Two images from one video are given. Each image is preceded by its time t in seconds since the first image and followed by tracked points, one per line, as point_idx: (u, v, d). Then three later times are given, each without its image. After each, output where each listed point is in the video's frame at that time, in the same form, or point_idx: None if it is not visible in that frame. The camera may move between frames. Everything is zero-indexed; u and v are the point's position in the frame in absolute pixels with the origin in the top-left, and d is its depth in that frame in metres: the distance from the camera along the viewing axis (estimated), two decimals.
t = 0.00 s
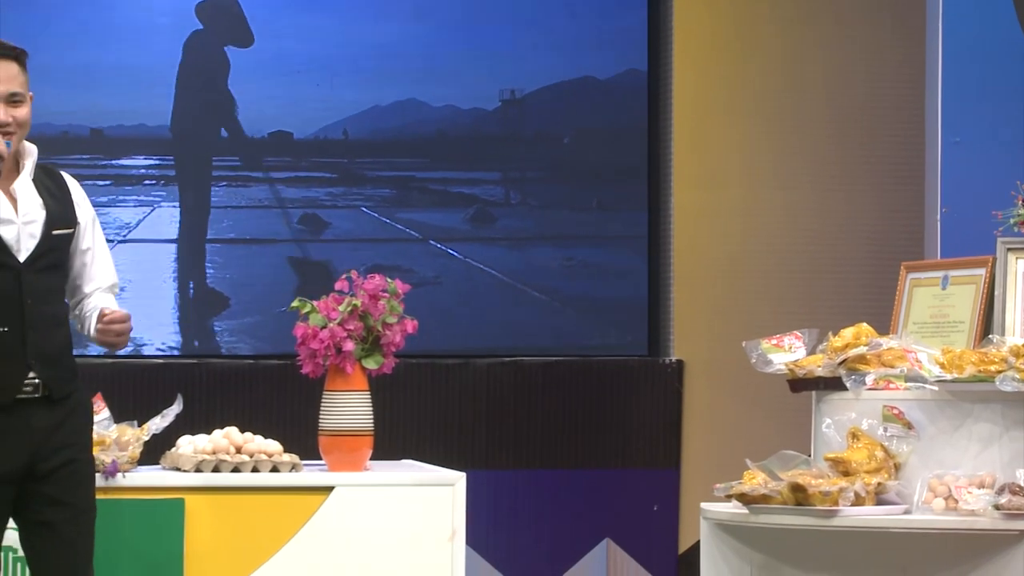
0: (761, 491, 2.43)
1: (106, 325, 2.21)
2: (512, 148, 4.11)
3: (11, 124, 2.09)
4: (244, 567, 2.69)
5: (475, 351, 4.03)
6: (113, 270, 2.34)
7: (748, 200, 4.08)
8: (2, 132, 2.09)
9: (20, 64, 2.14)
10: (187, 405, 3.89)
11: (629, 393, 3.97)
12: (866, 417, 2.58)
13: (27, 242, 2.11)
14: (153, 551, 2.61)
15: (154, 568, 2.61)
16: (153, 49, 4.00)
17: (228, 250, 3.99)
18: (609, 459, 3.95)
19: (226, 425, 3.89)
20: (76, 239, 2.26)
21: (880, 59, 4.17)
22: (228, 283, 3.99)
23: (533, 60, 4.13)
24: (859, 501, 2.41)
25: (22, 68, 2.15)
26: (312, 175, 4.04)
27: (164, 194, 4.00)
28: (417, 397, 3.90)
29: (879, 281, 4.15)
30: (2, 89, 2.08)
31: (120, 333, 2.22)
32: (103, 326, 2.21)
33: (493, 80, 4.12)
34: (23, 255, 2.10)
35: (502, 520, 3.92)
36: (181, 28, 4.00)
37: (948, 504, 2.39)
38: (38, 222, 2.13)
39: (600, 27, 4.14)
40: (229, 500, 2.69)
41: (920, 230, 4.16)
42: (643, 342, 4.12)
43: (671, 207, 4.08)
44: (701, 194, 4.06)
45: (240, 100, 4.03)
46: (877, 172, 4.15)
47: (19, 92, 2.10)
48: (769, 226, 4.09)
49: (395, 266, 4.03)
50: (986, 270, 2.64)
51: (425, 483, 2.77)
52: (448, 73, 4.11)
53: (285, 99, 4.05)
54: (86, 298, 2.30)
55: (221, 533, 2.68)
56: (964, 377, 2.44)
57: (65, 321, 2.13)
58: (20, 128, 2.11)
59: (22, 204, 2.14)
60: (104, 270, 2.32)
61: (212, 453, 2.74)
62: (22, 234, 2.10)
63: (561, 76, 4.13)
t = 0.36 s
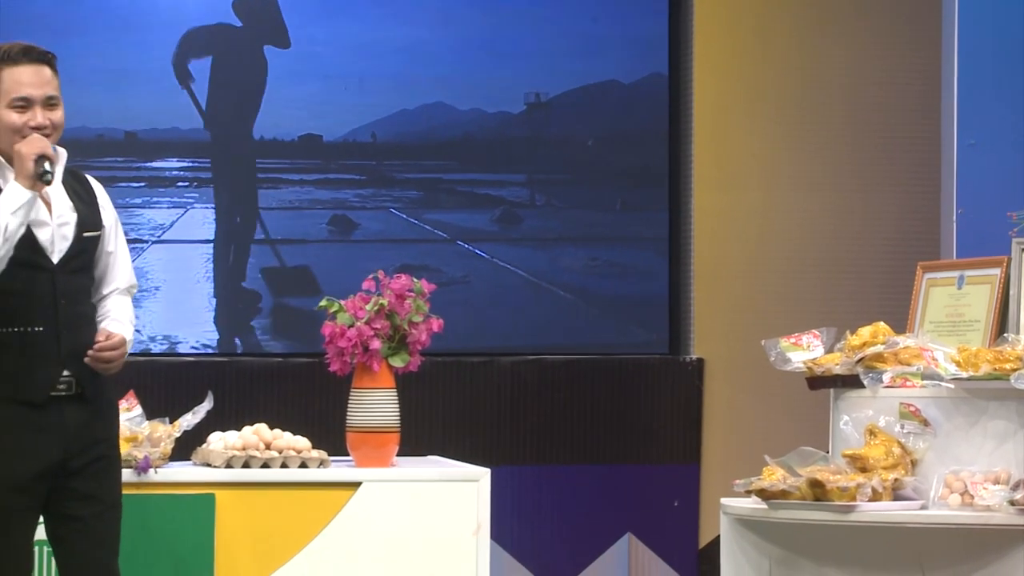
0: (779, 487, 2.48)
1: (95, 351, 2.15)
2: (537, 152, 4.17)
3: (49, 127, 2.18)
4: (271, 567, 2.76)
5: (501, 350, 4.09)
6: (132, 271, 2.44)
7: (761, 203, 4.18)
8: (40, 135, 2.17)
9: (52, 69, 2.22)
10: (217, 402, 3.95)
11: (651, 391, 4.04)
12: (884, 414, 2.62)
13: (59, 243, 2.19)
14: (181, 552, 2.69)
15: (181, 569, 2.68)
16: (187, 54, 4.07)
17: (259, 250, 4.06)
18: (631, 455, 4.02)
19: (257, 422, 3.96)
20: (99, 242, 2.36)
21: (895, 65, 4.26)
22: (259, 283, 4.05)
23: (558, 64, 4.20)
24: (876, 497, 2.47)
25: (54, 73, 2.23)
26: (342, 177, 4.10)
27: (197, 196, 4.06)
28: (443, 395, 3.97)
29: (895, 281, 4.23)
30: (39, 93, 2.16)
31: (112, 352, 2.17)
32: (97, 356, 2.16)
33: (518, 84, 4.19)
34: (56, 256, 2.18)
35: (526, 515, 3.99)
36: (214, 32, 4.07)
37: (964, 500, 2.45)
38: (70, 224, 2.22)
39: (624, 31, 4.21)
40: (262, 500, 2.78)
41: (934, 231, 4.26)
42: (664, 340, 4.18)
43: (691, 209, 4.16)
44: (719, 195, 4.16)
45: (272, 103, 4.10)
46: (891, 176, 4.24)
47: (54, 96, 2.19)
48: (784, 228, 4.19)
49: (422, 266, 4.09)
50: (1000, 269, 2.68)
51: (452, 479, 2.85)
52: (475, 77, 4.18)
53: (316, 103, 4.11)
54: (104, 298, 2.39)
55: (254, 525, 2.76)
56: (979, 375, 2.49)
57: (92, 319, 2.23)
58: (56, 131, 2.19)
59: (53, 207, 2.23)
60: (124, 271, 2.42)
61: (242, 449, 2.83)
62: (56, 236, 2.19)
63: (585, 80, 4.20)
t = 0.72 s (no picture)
0: (796, 482, 2.57)
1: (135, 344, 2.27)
2: (560, 154, 4.23)
3: (75, 129, 2.28)
4: (299, 559, 2.84)
5: (525, 347, 4.16)
6: (155, 272, 2.54)
7: (780, 203, 4.23)
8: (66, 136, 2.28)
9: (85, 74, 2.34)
10: (245, 398, 4.02)
11: (670, 387, 4.10)
12: (899, 410, 2.68)
13: (94, 243, 2.29)
14: (210, 546, 2.78)
15: (211, 563, 2.78)
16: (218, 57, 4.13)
17: (289, 250, 4.12)
18: (651, 450, 4.09)
19: (284, 418, 4.03)
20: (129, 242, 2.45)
21: (912, 66, 4.31)
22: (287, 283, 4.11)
23: (581, 68, 4.27)
24: (892, 492, 2.54)
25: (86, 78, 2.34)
26: (370, 178, 4.16)
27: (229, 196, 4.13)
28: (466, 391, 4.04)
29: (911, 281, 4.28)
30: (68, 96, 2.27)
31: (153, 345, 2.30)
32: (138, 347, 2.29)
33: (542, 86, 4.25)
34: (91, 256, 2.27)
35: (548, 509, 4.05)
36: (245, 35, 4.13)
37: (978, 495, 2.49)
38: (103, 225, 2.32)
39: (647, 35, 4.28)
40: (290, 495, 2.85)
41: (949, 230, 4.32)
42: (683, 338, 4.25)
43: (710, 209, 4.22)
44: (742, 195, 4.22)
45: (301, 105, 4.16)
46: (907, 175, 4.30)
47: (83, 100, 2.29)
48: (804, 229, 4.25)
49: (447, 266, 4.16)
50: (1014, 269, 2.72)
51: (475, 473, 2.92)
52: (499, 80, 4.24)
53: (343, 106, 4.18)
54: (130, 297, 2.48)
55: (283, 517, 2.84)
56: (993, 372, 2.50)
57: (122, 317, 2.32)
58: (82, 134, 2.30)
59: (87, 208, 2.33)
60: (149, 271, 2.51)
61: (270, 445, 2.90)
62: (90, 237, 2.29)
63: (608, 82, 4.26)
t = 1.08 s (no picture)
0: (810, 470, 2.62)
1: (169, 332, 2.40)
2: (581, 151, 4.30)
3: (89, 125, 2.34)
4: (325, 545, 2.93)
5: (545, 339, 4.23)
6: (190, 264, 2.62)
7: (797, 197, 4.29)
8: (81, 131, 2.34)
9: (110, 72, 2.40)
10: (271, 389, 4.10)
11: (687, 378, 4.17)
12: (911, 401, 2.74)
13: (120, 239, 2.35)
14: (235, 528, 2.87)
15: (237, 543, 2.86)
16: (247, 55, 4.20)
17: (316, 244, 4.20)
18: (669, 440, 4.16)
19: (308, 408, 4.11)
20: (161, 237, 2.54)
21: (929, 61, 4.35)
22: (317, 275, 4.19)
23: (603, 66, 4.33)
24: (904, 480, 2.58)
25: (112, 76, 2.40)
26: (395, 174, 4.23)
27: (257, 191, 4.20)
28: (486, 383, 4.10)
29: (925, 273, 4.33)
30: (83, 92, 2.33)
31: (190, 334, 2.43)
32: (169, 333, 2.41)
33: (563, 84, 4.32)
34: (118, 251, 2.34)
35: (567, 497, 4.13)
36: (274, 35, 4.21)
37: (989, 484, 2.55)
38: (130, 221, 2.38)
39: (667, 33, 4.35)
40: (314, 482, 2.94)
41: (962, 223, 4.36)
42: (699, 330, 4.32)
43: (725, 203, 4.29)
44: (761, 189, 4.28)
45: (328, 103, 4.23)
46: (923, 169, 4.34)
47: (100, 97, 2.35)
48: (821, 223, 4.30)
49: (470, 259, 4.24)
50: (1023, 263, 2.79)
51: (495, 463, 2.99)
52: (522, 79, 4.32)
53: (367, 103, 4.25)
54: (164, 290, 2.57)
55: (308, 505, 2.93)
56: (1003, 364, 2.57)
57: (149, 311, 2.38)
58: (98, 130, 2.36)
59: (116, 204, 2.39)
60: (183, 265, 2.60)
61: (295, 434, 2.99)
62: (116, 232, 2.35)
63: (629, 80, 4.33)
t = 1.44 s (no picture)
0: (819, 464, 2.65)
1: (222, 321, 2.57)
2: (596, 150, 4.36)
3: (108, 125, 2.39)
4: (344, 536, 3.00)
5: (561, 333, 4.28)
6: (219, 261, 2.69)
7: (805, 195, 4.34)
8: (100, 131, 2.39)
9: (129, 72, 2.44)
10: (290, 384, 4.18)
11: (697, 373, 4.24)
12: (918, 395, 2.78)
13: (137, 238, 2.40)
14: (256, 520, 2.94)
15: (257, 534, 2.94)
16: (268, 56, 4.26)
17: (336, 242, 4.26)
18: (680, 433, 4.22)
19: (326, 402, 4.18)
20: (186, 235, 2.60)
21: (937, 61, 4.41)
22: (336, 271, 4.26)
23: (619, 66, 4.38)
24: (911, 474, 2.64)
25: (132, 76, 2.45)
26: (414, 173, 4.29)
27: (278, 190, 4.27)
28: (500, 378, 4.17)
29: (933, 270, 4.39)
30: (101, 92, 2.38)
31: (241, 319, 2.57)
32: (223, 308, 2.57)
33: (579, 84, 4.38)
34: (135, 249, 2.39)
35: (580, 490, 4.19)
36: (295, 36, 4.27)
37: (994, 477, 2.61)
38: (147, 220, 2.43)
39: (682, 34, 4.41)
40: (332, 475, 3.01)
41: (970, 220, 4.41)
42: (708, 327, 4.38)
43: (736, 201, 4.34)
44: (771, 186, 4.33)
45: (347, 104, 4.29)
46: (931, 167, 4.40)
47: (118, 96, 2.39)
48: (831, 221, 4.35)
49: (485, 256, 4.30)
50: None
51: (509, 457, 3.06)
52: (538, 79, 4.37)
53: (384, 103, 4.30)
54: (197, 286, 2.65)
55: (327, 496, 3.00)
56: (1008, 359, 2.62)
57: (173, 308, 2.45)
58: (117, 129, 2.40)
59: (135, 203, 2.44)
60: (212, 262, 2.67)
61: (313, 428, 3.05)
62: (133, 231, 2.40)
63: (644, 80, 4.38)
